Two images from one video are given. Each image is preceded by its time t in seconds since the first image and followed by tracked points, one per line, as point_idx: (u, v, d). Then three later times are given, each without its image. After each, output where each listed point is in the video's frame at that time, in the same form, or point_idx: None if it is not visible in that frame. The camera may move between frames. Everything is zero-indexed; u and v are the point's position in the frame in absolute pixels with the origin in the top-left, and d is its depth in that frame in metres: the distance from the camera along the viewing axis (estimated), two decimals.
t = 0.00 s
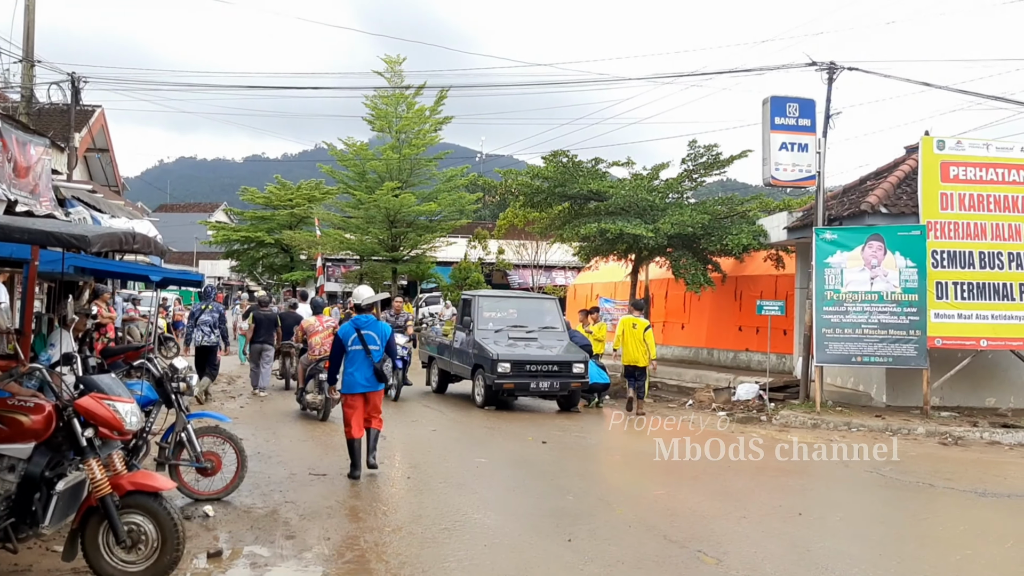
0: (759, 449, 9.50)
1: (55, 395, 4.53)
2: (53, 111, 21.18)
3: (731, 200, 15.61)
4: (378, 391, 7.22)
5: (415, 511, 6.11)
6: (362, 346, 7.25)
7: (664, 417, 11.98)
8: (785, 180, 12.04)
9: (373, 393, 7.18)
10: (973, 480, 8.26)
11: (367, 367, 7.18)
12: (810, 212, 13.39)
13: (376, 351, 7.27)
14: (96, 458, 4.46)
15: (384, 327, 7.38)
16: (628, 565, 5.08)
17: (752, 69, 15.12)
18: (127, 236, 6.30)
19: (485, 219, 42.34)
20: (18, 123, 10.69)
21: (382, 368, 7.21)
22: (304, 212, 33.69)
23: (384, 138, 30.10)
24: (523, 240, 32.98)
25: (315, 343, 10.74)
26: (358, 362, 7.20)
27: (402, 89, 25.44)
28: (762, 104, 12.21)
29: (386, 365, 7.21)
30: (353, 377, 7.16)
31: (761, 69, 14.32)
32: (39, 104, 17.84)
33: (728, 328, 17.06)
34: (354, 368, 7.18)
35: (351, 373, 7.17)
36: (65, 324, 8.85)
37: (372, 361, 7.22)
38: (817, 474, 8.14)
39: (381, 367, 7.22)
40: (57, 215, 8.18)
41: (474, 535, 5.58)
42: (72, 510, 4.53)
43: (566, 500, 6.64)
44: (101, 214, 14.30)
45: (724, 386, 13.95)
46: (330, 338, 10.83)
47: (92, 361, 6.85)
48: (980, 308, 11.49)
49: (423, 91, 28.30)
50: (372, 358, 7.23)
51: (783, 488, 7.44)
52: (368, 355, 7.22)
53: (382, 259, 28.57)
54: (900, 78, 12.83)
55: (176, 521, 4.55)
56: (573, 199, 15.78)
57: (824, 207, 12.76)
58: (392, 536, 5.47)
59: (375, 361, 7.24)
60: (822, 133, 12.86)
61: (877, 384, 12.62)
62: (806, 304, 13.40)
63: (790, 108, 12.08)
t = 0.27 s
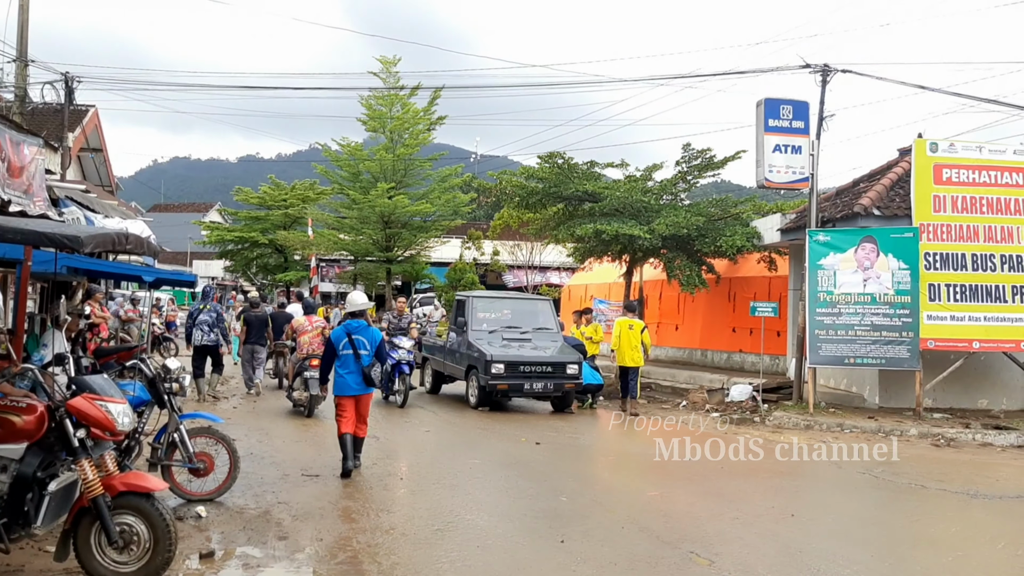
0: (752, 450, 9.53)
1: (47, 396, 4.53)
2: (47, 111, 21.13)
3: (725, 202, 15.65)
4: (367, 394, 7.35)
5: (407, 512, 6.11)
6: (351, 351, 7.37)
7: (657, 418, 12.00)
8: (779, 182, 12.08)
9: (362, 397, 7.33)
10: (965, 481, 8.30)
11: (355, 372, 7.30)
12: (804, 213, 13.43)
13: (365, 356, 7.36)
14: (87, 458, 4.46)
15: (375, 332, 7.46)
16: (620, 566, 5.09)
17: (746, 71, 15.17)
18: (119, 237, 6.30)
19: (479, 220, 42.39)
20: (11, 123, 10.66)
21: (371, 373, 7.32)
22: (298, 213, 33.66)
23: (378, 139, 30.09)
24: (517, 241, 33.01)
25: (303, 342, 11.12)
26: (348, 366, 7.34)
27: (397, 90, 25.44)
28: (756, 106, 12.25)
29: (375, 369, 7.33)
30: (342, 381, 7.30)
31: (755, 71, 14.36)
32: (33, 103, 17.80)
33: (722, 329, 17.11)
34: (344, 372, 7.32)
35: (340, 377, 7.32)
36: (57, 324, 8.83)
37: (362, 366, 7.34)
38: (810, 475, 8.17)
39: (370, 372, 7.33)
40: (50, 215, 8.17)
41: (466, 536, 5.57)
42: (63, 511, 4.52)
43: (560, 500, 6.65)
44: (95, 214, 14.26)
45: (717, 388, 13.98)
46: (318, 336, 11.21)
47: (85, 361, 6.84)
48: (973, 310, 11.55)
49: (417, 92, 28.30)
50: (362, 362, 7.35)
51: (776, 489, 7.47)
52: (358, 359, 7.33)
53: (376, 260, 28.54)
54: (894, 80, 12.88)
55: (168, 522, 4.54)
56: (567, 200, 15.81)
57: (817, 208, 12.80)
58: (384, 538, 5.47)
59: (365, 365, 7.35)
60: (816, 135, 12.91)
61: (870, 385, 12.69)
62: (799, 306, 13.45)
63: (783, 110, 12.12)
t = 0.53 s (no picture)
0: (744, 450, 9.56)
1: (37, 394, 4.51)
2: (37, 109, 21.02)
3: (717, 202, 15.68)
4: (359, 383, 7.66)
5: (398, 512, 6.10)
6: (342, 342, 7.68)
7: (649, 417, 12.03)
8: (771, 182, 12.11)
9: (354, 386, 7.64)
10: (954, 481, 8.35)
11: (347, 362, 7.63)
12: (795, 214, 13.47)
13: (356, 347, 7.70)
14: (77, 457, 4.43)
15: (365, 324, 7.80)
16: (611, 566, 5.10)
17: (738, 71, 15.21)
18: (110, 235, 6.28)
19: (471, 219, 42.37)
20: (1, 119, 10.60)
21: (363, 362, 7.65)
22: (290, 212, 33.57)
23: (370, 137, 30.05)
24: (510, 240, 33.02)
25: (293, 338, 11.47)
26: (340, 357, 7.65)
27: (389, 88, 25.41)
28: (748, 106, 12.28)
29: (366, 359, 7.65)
30: (334, 371, 7.60)
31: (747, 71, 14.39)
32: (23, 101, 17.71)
33: (713, 329, 17.15)
34: (336, 362, 7.63)
35: (332, 367, 7.62)
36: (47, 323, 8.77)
37: (353, 356, 7.66)
38: (800, 475, 8.20)
39: (361, 362, 7.66)
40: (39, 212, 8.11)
41: (457, 536, 5.57)
42: (53, 510, 4.50)
43: (551, 500, 6.66)
44: (85, 212, 14.20)
45: (709, 387, 14.01)
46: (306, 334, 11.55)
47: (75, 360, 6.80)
48: (963, 311, 11.61)
49: (409, 90, 28.26)
50: (353, 353, 7.67)
51: (767, 489, 7.49)
52: (349, 350, 7.67)
53: (368, 259, 28.46)
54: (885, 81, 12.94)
55: (157, 521, 4.52)
56: (559, 199, 15.82)
57: (808, 209, 12.84)
58: (375, 537, 5.47)
59: (356, 355, 7.68)
60: (807, 136, 12.96)
61: (859, 385, 12.73)
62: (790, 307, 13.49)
63: (775, 111, 12.15)
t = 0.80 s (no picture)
0: (734, 448, 9.58)
1: (26, 392, 4.48)
2: (26, 106, 20.89)
3: (708, 201, 15.72)
4: (346, 383, 7.71)
5: (390, 510, 6.09)
6: (328, 343, 7.70)
7: (641, 416, 12.05)
8: (762, 181, 12.15)
9: (341, 386, 7.69)
10: (944, 479, 8.39)
11: (334, 362, 7.65)
12: (786, 213, 13.51)
13: (341, 348, 7.73)
14: (67, 455, 4.41)
15: (348, 325, 7.83)
16: (602, 564, 5.10)
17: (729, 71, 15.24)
18: (99, 232, 6.27)
19: (463, 218, 42.35)
20: None
21: (349, 363, 7.69)
22: (281, 210, 33.47)
23: (362, 136, 30.00)
24: (501, 239, 33.03)
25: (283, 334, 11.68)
26: (325, 358, 7.67)
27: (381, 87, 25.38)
28: (740, 105, 12.32)
29: (352, 360, 7.69)
30: (321, 372, 7.63)
31: (738, 70, 14.43)
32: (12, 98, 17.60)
33: (705, 328, 17.19)
34: (322, 363, 7.65)
35: (318, 369, 7.64)
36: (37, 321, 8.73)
37: (339, 357, 7.70)
38: (791, 473, 8.23)
39: (347, 362, 7.70)
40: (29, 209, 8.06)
41: (448, 534, 5.57)
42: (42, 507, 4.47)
43: (543, 498, 6.66)
44: (75, 210, 14.13)
45: (700, 386, 14.04)
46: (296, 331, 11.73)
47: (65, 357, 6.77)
48: (953, 310, 11.67)
49: (401, 89, 28.22)
50: (339, 354, 7.71)
51: (758, 487, 7.51)
52: (335, 351, 7.70)
53: (360, 258, 28.40)
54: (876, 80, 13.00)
55: (148, 519, 4.50)
56: (551, 198, 15.83)
57: (800, 208, 12.88)
58: (366, 535, 5.46)
59: (342, 356, 7.72)
60: (799, 135, 13.00)
61: (851, 383, 12.80)
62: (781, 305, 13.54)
63: (766, 110, 12.19)
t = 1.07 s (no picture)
0: (726, 447, 9.60)
1: (15, 392, 4.45)
2: (16, 106, 20.76)
3: (700, 201, 15.76)
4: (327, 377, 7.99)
5: (382, 510, 6.08)
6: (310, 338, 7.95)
7: (634, 415, 12.06)
8: (754, 181, 12.19)
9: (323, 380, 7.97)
10: (934, 477, 8.43)
11: (317, 355, 7.93)
12: (778, 212, 13.55)
13: (324, 342, 7.99)
14: (56, 456, 4.39)
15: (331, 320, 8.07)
16: (594, 563, 5.11)
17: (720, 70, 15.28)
18: (89, 232, 6.25)
19: (455, 217, 42.33)
20: None
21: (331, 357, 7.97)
22: (273, 210, 33.36)
23: (354, 135, 29.95)
24: (493, 239, 33.02)
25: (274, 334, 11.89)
26: (307, 352, 7.92)
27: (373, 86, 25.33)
28: (731, 105, 12.34)
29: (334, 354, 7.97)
30: (303, 366, 7.88)
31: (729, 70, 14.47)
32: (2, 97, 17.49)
33: (697, 328, 17.22)
34: (304, 358, 7.90)
35: (301, 363, 7.89)
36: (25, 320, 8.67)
37: (321, 351, 7.96)
38: (782, 471, 8.25)
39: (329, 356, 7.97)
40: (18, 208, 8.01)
41: (440, 534, 5.56)
42: (31, 508, 4.45)
43: (534, 497, 6.67)
44: (65, 209, 14.05)
45: (692, 385, 14.06)
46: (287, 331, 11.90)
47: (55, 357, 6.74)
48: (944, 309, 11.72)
49: (393, 89, 28.19)
50: (321, 348, 7.96)
51: (749, 485, 7.53)
52: (317, 346, 7.95)
53: (351, 257, 28.32)
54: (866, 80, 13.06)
55: (137, 519, 4.48)
56: (543, 198, 15.84)
57: (791, 207, 12.91)
58: (358, 535, 5.45)
59: (323, 350, 7.98)
60: (790, 134, 13.04)
61: (842, 382, 12.75)
62: (773, 305, 13.57)
63: (758, 109, 12.22)
